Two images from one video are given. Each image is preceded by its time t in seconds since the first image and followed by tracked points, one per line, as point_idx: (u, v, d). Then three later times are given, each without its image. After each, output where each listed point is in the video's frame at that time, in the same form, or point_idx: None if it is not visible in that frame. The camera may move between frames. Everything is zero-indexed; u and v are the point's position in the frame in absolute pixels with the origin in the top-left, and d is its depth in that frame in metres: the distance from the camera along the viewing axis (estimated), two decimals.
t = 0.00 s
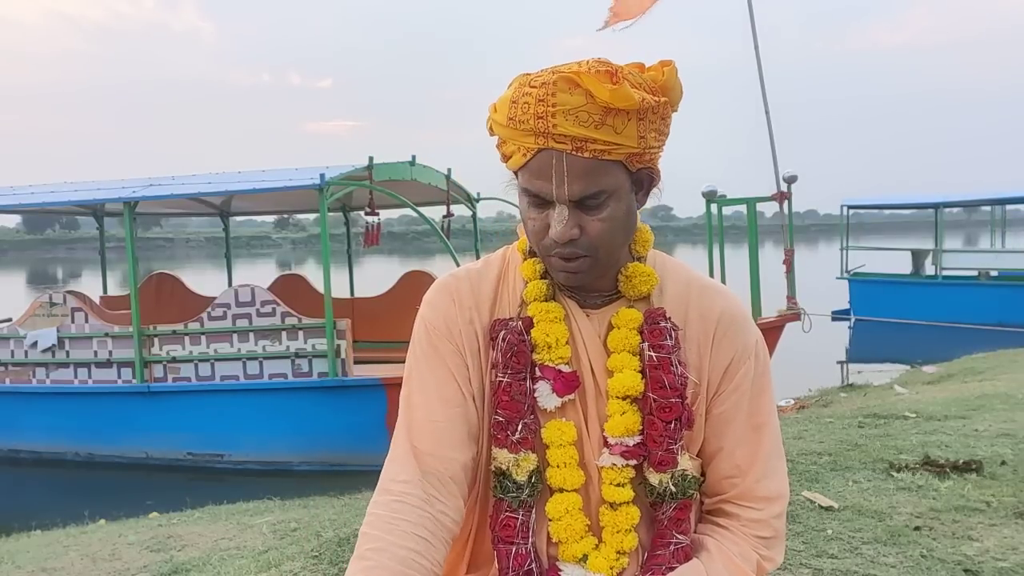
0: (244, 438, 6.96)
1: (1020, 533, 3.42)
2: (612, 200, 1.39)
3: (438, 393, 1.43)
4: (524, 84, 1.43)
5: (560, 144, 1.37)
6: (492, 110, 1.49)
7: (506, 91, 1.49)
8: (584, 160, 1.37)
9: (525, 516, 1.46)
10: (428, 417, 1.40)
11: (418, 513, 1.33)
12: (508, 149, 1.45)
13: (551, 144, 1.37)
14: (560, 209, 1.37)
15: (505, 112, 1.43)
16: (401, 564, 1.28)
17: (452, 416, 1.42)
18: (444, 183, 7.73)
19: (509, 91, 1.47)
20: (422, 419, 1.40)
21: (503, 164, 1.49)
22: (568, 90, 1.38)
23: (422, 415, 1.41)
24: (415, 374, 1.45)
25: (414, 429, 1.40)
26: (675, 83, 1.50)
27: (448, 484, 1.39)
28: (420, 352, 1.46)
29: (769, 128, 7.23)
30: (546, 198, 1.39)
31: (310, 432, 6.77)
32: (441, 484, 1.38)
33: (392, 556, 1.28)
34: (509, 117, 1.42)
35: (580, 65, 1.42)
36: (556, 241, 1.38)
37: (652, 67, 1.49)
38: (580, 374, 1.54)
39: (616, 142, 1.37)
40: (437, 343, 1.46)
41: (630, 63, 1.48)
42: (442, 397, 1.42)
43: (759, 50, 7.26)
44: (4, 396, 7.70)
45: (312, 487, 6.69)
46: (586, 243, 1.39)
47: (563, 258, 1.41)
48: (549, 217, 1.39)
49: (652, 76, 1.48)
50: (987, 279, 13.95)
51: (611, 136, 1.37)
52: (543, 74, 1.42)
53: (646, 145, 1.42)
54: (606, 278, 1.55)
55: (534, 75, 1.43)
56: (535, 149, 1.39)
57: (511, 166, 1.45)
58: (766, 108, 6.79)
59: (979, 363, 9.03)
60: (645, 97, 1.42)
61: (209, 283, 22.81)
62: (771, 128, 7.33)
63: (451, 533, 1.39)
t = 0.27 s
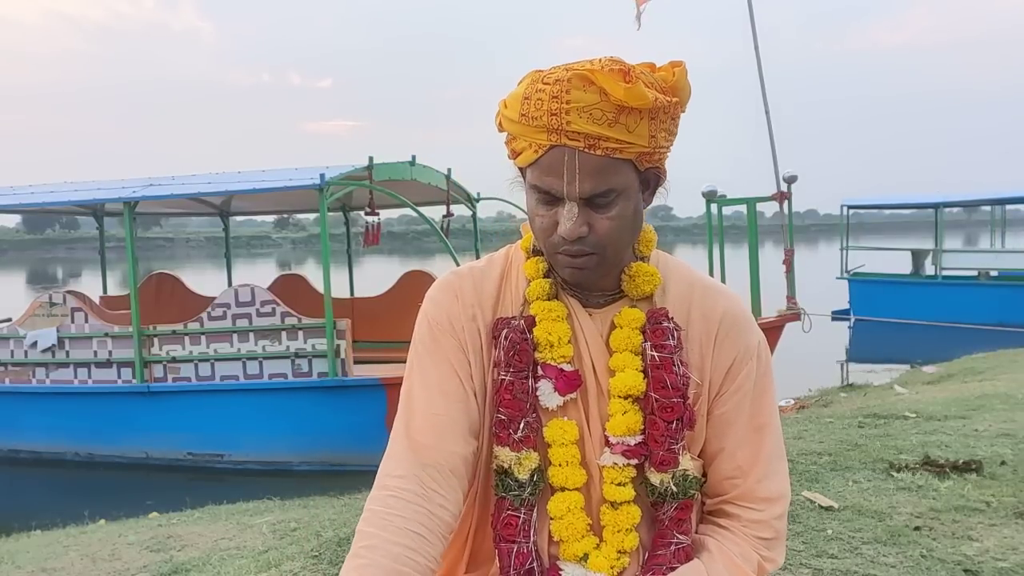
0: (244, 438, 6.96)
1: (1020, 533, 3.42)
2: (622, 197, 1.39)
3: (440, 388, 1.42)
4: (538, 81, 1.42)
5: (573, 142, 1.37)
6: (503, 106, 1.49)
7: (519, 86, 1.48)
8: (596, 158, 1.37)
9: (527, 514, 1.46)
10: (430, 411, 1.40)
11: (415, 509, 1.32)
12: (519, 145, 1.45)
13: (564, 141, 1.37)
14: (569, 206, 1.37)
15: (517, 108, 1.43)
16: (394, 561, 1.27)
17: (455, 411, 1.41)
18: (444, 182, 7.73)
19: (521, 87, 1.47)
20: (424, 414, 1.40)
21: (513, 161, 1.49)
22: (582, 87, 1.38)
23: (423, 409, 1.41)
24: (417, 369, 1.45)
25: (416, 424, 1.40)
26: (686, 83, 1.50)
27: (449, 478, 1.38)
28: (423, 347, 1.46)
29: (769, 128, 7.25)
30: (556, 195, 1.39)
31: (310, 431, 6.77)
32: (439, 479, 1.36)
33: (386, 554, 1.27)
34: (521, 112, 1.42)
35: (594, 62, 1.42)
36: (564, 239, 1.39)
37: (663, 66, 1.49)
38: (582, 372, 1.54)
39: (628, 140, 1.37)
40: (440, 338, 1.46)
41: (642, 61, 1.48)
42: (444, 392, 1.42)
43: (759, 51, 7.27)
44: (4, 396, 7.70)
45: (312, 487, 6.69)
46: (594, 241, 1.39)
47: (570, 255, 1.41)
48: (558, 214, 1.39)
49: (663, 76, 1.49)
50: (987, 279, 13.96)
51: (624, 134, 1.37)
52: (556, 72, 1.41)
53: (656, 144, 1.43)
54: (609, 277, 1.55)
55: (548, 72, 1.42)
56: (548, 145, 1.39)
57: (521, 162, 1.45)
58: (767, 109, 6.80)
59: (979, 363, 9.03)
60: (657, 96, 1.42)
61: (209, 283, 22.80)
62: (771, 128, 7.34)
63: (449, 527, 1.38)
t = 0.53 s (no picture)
0: (244, 438, 6.96)
1: (1020, 533, 3.42)
2: (624, 195, 1.40)
3: (440, 387, 1.42)
4: (540, 78, 1.42)
5: (576, 139, 1.37)
6: (505, 103, 1.49)
7: (521, 84, 1.48)
8: (598, 156, 1.38)
9: (527, 514, 1.46)
10: (429, 411, 1.40)
11: (413, 508, 1.32)
12: (521, 142, 1.44)
13: (567, 138, 1.37)
14: (571, 204, 1.37)
15: (520, 105, 1.43)
16: (391, 559, 1.26)
17: (454, 410, 1.41)
18: (444, 182, 7.73)
19: (524, 84, 1.47)
20: (423, 413, 1.40)
21: (515, 158, 1.49)
22: (585, 85, 1.38)
23: (422, 409, 1.40)
24: (418, 368, 1.45)
25: (416, 423, 1.40)
26: (687, 83, 1.50)
27: (449, 477, 1.38)
28: (423, 347, 1.46)
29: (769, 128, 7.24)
30: (558, 192, 1.39)
31: (310, 432, 6.77)
32: (439, 478, 1.36)
33: (384, 552, 1.27)
34: (524, 110, 1.42)
35: (596, 60, 1.42)
36: (566, 236, 1.39)
37: (665, 66, 1.50)
38: (583, 371, 1.54)
39: (630, 139, 1.37)
40: (441, 337, 1.46)
41: (644, 61, 1.47)
42: (443, 391, 1.42)
43: (759, 51, 7.27)
44: (4, 396, 7.70)
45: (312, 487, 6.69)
46: (596, 238, 1.39)
47: (571, 253, 1.41)
48: (560, 212, 1.39)
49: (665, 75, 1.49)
50: (987, 279, 13.96)
51: (626, 133, 1.37)
52: (560, 69, 1.41)
53: (658, 143, 1.43)
54: (609, 276, 1.55)
55: (551, 70, 1.42)
56: (550, 143, 1.39)
57: (523, 159, 1.45)
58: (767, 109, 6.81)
59: (979, 363, 9.03)
60: (660, 95, 1.42)
61: (209, 283, 22.79)
62: (771, 128, 7.34)
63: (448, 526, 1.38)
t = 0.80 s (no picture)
0: (244, 438, 6.96)
1: (1020, 533, 3.42)
2: (622, 195, 1.40)
3: (439, 389, 1.42)
4: (538, 78, 1.43)
5: (573, 138, 1.37)
6: (503, 104, 1.49)
7: (518, 85, 1.48)
8: (595, 155, 1.38)
9: (528, 513, 1.46)
10: (429, 413, 1.40)
11: (418, 509, 1.33)
12: (519, 142, 1.44)
13: (564, 137, 1.37)
14: (568, 203, 1.37)
15: (518, 105, 1.43)
16: (400, 558, 1.27)
17: (454, 412, 1.42)
18: (444, 183, 7.73)
19: (522, 84, 1.47)
20: (423, 415, 1.40)
21: (513, 159, 1.49)
22: (582, 84, 1.39)
23: (422, 411, 1.41)
24: (417, 370, 1.45)
25: (415, 425, 1.40)
26: (686, 83, 1.50)
27: (450, 480, 1.38)
28: (422, 349, 1.46)
29: (769, 129, 7.26)
30: (555, 192, 1.39)
31: (310, 432, 6.77)
32: (440, 480, 1.37)
33: (394, 550, 1.27)
34: (522, 109, 1.42)
35: (594, 60, 1.43)
36: (563, 236, 1.39)
37: (663, 67, 1.50)
38: (582, 370, 1.55)
39: (627, 138, 1.38)
40: (440, 339, 1.46)
41: (643, 61, 1.47)
42: (443, 393, 1.42)
43: (759, 51, 7.28)
44: (4, 396, 7.70)
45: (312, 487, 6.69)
46: (594, 238, 1.39)
47: (569, 252, 1.41)
48: (557, 211, 1.39)
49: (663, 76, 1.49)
50: (987, 279, 13.96)
51: (623, 132, 1.38)
52: (557, 69, 1.42)
53: (656, 143, 1.43)
54: (608, 277, 1.55)
55: (548, 70, 1.43)
56: (547, 142, 1.39)
57: (521, 159, 1.45)
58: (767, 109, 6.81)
59: (979, 363, 9.03)
60: (657, 94, 1.42)
61: (209, 283, 22.78)
62: (771, 128, 7.36)
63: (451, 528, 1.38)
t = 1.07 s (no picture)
0: (244, 438, 6.96)
1: (1020, 533, 3.42)
2: (620, 193, 1.40)
3: (439, 388, 1.42)
4: (536, 77, 1.43)
5: (571, 137, 1.37)
6: (501, 103, 1.49)
7: (516, 84, 1.48)
8: (593, 153, 1.38)
9: (530, 511, 1.46)
10: (430, 412, 1.40)
11: (420, 508, 1.33)
12: (517, 141, 1.44)
13: (561, 136, 1.37)
14: (567, 201, 1.37)
15: (515, 104, 1.43)
16: (405, 557, 1.27)
17: (455, 412, 1.42)
18: (444, 183, 7.73)
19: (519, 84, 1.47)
20: (423, 414, 1.40)
21: (511, 158, 1.49)
22: (580, 83, 1.38)
23: (422, 410, 1.41)
24: (417, 368, 1.45)
25: (414, 425, 1.40)
26: (683, 81, 1.50)
27: (450, 480, 1.38)
28: (423, 347, 1.46)
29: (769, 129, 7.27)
30: (554, 190, 1.39)
31: (310, 432, 6.78)
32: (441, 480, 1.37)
33: (399, 550, 1.27)
34: (520, 108, 1.42)
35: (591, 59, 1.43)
36: (562, 234, 1.39)
37: (661, 65, 1.49)
38: (584, 368, 1.55)
39: (625, 136, 1.37)
40: (441, 338, 1.46)
41: (640, 60, 1.47)
42: (443, 391, 1.42)
43: (758, 52, 7.28)
44: (4, 396, 7.70)
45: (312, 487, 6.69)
46: (592, 236, 1.39)
47: (568, 250, 1.41)
48: (556, 209, 1.39)
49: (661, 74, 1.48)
50: (987, 279, 13.97)
51: (621, 130, 1.38)
52: (554, 68, 1.42)
53: (654, 141, 1.43)
54: (608, 274, 1.55)
55: (547, 68, 1.43)
56: (545, 140, 1.39)
57: (520, 157, 1.45)
58: (766, 109, 6.83)
59: (979, 363, 9.04)
60: (655, 93, 1.42)
61: (209, 283, 22.77)
62: (771, 129, 7.37)
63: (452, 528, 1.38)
